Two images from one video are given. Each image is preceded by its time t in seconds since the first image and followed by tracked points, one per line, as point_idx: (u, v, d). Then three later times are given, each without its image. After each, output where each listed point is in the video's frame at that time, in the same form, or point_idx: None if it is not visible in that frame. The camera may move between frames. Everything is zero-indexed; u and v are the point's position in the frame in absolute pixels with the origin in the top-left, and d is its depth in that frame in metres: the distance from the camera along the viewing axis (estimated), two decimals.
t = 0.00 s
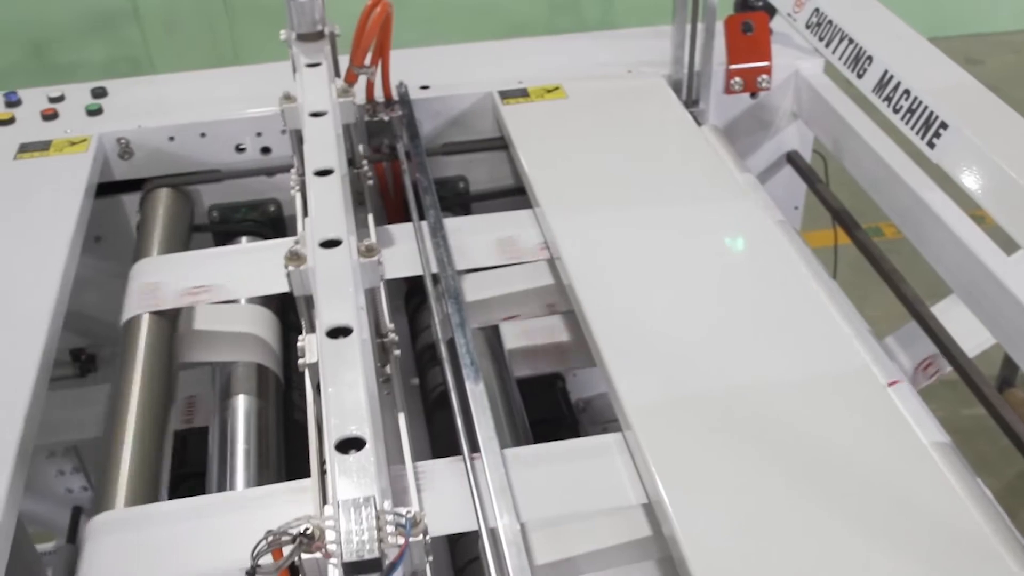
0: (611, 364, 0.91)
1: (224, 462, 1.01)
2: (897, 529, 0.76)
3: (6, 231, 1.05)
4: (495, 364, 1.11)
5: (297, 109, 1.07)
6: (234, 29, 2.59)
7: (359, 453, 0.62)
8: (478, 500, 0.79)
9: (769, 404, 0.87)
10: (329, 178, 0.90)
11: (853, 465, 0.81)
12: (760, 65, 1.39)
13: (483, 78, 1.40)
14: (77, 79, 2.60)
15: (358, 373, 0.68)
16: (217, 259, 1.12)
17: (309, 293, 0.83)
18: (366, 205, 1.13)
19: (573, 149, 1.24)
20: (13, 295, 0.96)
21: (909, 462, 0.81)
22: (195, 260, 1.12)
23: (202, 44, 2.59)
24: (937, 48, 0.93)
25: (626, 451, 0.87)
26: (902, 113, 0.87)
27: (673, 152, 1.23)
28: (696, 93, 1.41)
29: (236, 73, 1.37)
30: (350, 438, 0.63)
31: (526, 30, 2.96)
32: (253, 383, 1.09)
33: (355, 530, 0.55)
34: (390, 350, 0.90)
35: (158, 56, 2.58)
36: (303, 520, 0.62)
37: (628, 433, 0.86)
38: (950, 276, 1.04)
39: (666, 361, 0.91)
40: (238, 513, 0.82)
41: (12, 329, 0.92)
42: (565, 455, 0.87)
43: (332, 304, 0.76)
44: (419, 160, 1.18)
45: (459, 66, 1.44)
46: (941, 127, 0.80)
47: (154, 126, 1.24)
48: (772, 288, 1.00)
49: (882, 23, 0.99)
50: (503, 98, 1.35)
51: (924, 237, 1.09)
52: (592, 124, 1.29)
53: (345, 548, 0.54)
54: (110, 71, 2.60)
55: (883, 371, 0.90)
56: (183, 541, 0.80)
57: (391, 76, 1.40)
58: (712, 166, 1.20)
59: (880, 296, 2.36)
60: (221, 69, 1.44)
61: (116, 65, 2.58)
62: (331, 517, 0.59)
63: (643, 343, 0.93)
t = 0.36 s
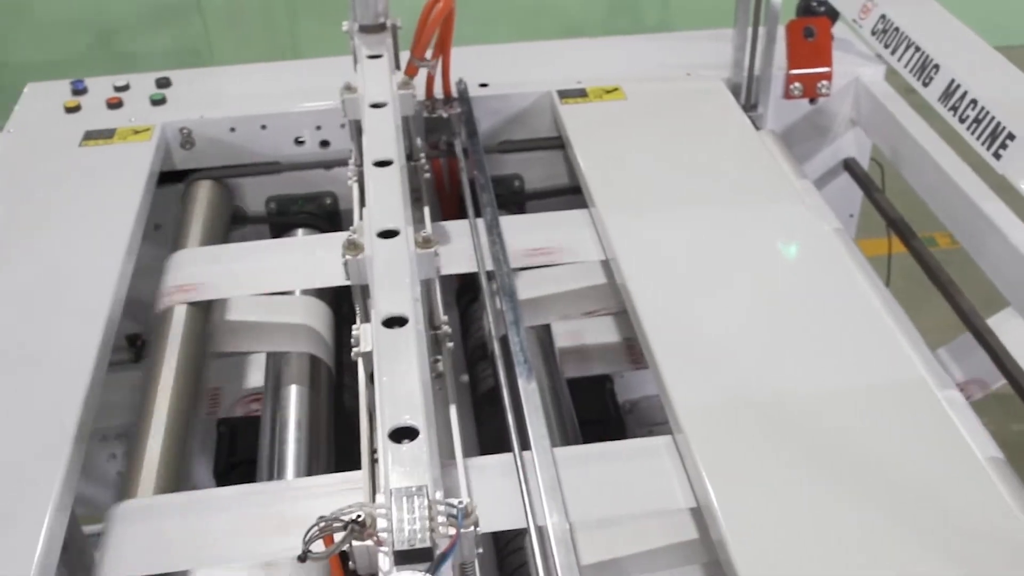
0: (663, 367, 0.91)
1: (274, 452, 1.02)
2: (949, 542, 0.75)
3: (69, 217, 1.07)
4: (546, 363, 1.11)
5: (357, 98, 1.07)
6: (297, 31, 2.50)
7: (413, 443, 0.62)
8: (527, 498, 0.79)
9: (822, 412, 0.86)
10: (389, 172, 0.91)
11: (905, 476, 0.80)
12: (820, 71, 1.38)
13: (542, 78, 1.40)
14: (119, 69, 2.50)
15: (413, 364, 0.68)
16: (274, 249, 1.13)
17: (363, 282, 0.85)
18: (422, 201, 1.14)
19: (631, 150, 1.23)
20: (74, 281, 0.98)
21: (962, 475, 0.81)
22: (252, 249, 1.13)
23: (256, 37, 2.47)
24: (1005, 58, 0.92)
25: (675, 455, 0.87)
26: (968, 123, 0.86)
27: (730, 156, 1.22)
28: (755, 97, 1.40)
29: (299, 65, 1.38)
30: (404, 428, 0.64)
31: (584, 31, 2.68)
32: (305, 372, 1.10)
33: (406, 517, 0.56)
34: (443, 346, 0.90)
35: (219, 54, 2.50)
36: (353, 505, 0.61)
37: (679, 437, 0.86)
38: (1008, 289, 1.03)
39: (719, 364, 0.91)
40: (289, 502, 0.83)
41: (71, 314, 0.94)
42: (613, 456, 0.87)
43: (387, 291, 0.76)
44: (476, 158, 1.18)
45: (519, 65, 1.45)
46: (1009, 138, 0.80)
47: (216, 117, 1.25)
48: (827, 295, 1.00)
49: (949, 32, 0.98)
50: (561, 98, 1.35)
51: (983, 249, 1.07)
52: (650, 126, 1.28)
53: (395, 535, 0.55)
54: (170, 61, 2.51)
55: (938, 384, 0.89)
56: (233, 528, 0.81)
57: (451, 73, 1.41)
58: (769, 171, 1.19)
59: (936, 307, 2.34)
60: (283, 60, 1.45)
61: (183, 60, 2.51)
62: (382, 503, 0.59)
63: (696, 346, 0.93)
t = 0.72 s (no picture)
0: (719, 372, 0.91)
1: (327, 443, 1.03)
2: (1003, 555, 0.74)
3: (134, 203, 1.09)
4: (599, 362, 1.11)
5: (421, 93, 1.07)
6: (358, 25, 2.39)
7: (468, 437, 0.63)
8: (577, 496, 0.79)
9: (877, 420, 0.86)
10: (451, 168, 0.91)
11: (959, 489, 0.80)
12: (884, 78, 1.37)
13: (604, 78, 1.40)
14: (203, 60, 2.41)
15: (470, 357, 0.69)
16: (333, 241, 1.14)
17: (423, 277, 0.86)
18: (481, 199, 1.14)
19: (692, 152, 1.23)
20: (136, 265, 0.99)
21: (1018, 489, 0.80)
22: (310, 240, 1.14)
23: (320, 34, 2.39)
24: None
25: (728, 459, 0.87)
26: None
27: (791, 161, 1.21)
28: (817, 103, 1.39)
29: (363, 60, 1.39)
30: (459, 422, 0.64)
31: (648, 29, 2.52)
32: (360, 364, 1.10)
33: (461, 512, 0.56)
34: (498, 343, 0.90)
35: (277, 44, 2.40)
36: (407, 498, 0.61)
37: (733, 441, 0.85)
38: None
39: (775, 369, 0.91)
40: (343, 489, 0.83)
41: (133, 298, 0.95)
42: (660, 459, 0.87)
43: (447, 284, 0.76)
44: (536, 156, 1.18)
45: (580, 65, 1.45)
46: None
47: (279, 109, 1.27)
48: (885, 303, 0.99)
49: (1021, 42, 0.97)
50: (623, 98, 1.35)
51: None
52: (712, 129, 1.28)
53: (450, 529, 0.55)
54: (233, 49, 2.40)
55: (996, 397, 0.88)
56: (286, 515, 0.81)
57: (513, 72, 1.41)
58: (829, 178, 1.18)
59: (994, 321, 2.30)
60: (349, 55, 1.46)
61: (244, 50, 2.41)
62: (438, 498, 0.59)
63: (751, 350, 0.93)
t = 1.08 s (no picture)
0: (773, 380, 0.90)
1: (379, 439, 1.03)
2: None
3: (198, 192, 1.10)
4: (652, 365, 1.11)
5: (484, 94, 1.09)
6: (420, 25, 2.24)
7: (524, 436, 0.63)
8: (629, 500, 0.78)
9: (933, 435, 0.85)
10: (513, 168, 0.92)
11: (1015, 507, 0.78)
12: (949, 87, 1.36)
13: (666, 81, 1.40)
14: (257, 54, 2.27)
15: (528, 357, 0.69)
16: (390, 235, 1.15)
17: (480, 275, 0.85)
18: (540, 198, 1.14)
19: (752, 157, 1.22)
20: (198, 254, 1.00)
21: None
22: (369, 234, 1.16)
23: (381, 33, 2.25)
24: None
25: (780, 468, 0.86)
26: None
27: (852, 169, 1.20)
28: (879, 110, 1.38)
29: (426, 56, 1.39)
30: (516, 421, 0.64)
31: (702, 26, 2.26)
32: (413, 359, 1.11)
33: (515, 512, 0.56)
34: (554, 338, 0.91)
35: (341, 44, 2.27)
36: (464, 495, 0.61)
37: (786, 450, 0.85)
38: None
39: (831, 378, 0.90)
40: (395, 482, 0.84)
41: (194, 286, 0.96)
42: (710, 465, 0.86)
43: (509, 283, 0.77)
44: (595, 157, 1.18)
45: (642, 67, 1.44)
46: None
47: (342, 104, 1.28)
48: (944, 315, 0.98)
49: None
50: (684, 101, 1.34)
51: None
52: (774, 134, 1.27)
53: (504, 529, 0.55)
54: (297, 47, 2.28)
55: None
56: (337, 505, 0.82)
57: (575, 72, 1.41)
58: (891, 187, 1.17)
59: None
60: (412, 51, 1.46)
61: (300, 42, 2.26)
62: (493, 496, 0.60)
63: (806, 359, 0.92)
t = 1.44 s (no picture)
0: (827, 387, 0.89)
1: (431, 431, 1.04)
2: None
3: (260, 183, 1.11)
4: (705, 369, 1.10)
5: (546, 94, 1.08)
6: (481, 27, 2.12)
7: (580, 442, 0.63)
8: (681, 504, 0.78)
9: (987, 449, 0.83)
10: (573, 169, 0.92)
11: None
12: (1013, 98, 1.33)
13: (727, 84, 1.39)
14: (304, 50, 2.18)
15: (587, 365, 0.69)
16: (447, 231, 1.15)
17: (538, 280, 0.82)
18: (598, 198, 1.14)
19: (813, 164, 1.22)
20: (259, 243, 1.02)
21: None
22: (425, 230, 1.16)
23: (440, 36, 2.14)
24: None
25: (832, 476, 0.86)
26: None
27: (914, 178, 1.19)
28: (943, 120, 1.36)
29: (488, 53, 1.39)
30: (572, 426, 0.64)
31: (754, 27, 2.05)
32: (467, 355, 1.11)
33: (569, 516, 0.56)
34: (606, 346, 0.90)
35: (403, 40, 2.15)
36: (517, 499, 0.61)
37: (839, 458, 0.84)
38: None
39: (886, 387, 0.89)
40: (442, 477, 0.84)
41: (254, 275, 0.98)
42: (761, 471, 0.86)
43: (567, 287, 0.77)
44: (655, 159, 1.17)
45: (704, 70, 1.44)
46: None
47: (403, 99, 1.28)
48: (1002, 329, 0.96)
49: None
50: (745, 105, 1.34)
51: None
52: (834, 141, 1.26)
53: (558, 533, 0.55)
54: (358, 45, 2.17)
55: None
56: (386, 497, 0.83)
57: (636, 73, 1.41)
58: (953, 197, 1.15)
59: None
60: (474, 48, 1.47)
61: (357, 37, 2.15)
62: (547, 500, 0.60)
63: (860, 368, 0.91)
